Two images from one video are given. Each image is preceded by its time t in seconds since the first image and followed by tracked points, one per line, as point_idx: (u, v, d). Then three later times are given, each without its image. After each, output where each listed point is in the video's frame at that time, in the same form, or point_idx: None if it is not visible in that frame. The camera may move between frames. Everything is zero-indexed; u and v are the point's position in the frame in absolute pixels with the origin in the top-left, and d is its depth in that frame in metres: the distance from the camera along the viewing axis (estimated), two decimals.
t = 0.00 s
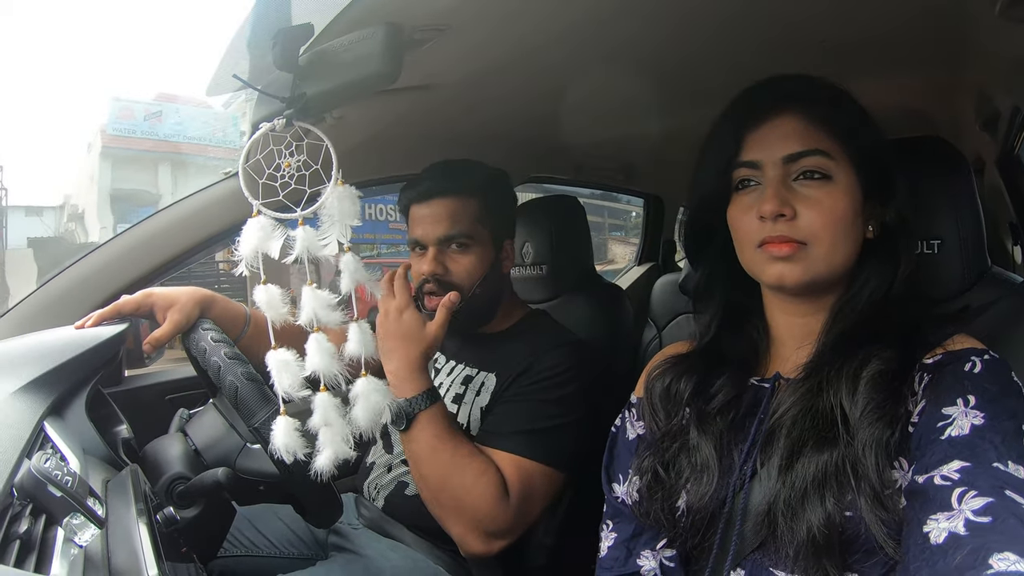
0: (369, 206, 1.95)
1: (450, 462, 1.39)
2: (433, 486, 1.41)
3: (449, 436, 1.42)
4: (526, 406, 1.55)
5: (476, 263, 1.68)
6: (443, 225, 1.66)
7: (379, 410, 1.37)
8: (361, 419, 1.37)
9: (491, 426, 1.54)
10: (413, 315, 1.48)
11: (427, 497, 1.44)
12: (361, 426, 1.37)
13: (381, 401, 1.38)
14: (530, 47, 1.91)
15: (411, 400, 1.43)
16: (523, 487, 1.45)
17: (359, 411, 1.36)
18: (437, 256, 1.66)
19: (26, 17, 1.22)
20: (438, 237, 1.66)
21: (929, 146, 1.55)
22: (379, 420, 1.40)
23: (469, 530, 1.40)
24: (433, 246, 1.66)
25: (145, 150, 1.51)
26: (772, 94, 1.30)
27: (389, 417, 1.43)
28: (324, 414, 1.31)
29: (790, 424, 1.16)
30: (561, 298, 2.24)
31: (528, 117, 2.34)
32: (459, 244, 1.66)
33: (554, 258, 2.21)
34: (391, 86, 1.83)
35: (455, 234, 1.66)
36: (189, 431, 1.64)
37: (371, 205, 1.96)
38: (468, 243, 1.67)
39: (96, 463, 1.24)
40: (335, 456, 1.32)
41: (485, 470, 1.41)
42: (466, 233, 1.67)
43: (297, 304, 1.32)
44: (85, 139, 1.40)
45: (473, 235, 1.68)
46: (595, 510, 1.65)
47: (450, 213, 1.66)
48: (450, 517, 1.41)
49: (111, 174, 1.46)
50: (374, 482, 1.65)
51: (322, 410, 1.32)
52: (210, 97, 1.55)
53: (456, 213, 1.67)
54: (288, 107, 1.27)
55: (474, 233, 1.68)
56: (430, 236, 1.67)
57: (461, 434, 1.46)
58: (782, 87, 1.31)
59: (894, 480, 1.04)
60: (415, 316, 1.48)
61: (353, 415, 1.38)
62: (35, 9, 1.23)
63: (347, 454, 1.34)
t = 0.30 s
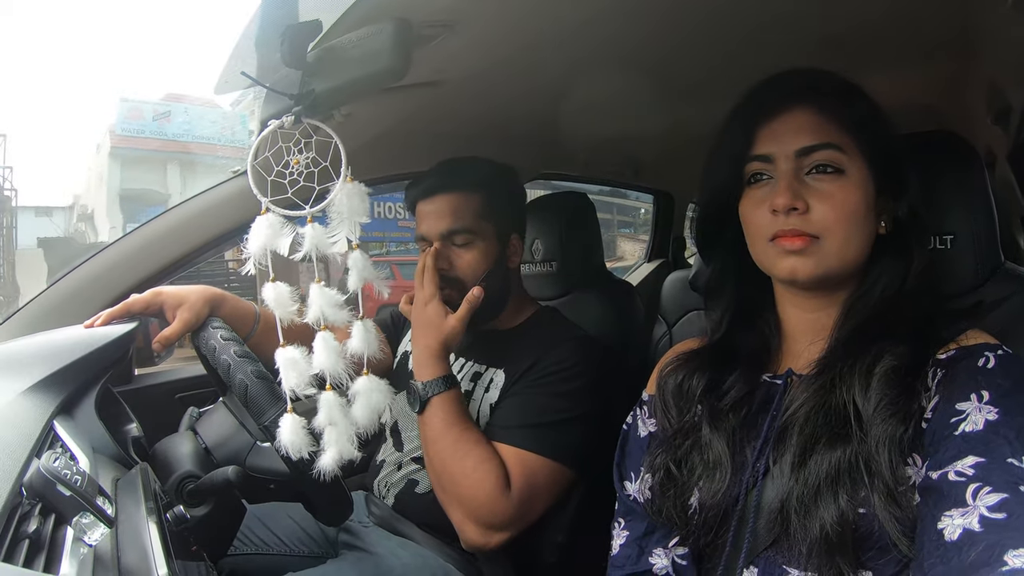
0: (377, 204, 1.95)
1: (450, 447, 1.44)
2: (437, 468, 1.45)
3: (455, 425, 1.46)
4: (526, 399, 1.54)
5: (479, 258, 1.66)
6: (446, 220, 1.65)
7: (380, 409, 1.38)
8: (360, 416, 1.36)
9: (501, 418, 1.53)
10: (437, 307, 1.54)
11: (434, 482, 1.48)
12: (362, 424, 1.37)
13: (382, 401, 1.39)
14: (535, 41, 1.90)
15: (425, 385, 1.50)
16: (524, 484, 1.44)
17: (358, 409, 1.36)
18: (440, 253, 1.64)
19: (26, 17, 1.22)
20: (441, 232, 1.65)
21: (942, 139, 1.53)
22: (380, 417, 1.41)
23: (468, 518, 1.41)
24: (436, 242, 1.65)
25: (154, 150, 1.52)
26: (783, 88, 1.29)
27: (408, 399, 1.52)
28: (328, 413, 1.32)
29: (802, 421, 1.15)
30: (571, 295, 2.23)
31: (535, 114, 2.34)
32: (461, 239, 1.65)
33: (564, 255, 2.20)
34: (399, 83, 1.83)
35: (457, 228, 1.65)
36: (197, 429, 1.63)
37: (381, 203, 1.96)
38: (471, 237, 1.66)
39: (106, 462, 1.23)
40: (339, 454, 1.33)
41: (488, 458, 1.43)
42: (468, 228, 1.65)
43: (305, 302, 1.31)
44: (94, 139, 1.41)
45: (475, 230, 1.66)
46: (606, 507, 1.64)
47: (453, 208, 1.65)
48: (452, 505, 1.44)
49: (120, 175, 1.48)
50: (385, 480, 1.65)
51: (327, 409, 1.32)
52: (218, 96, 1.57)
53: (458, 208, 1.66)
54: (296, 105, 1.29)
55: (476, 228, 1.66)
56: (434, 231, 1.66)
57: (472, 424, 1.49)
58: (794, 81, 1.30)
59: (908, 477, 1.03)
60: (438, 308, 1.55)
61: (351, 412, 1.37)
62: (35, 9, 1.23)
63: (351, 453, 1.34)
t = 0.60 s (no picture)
0: (386, 201, 1.96)
1: (459, 447, 1.44)
2: (445, 468, 1.46)
3: (463, 425, 1.47)
4: (533, 398, 1.54)
5: (485, 250, 1.69)
6: (454, 212, 1.69)
7: (389, 408, 1.40)
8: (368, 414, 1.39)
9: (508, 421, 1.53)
10: (437, 309, 1.55)
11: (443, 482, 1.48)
12: (370, 421, 1.39)
13: (393, 399, 1.42)
14: (541, 38, 1.90)
15: (431, 387, 1.49)
16: (531, 480, 1.44)
17: (368, 406, 1.38)
18: (448, 244, 1.68)
19: (25, 17, 1.22)
20: (449, 224, 1.69)
21: (950, 136, 1.52)
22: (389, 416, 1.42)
23: (477, 516, 1.42)
24: (443, 234, 1.69)
25: (161, 148, 1.52)
26: (792, 85, 1.29)
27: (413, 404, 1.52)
28: (335, 409, 1.34)
29: (810, 420, 1.14)
30: (578, 292, 2.23)
31: (541, 112, 2.33)
32: (469, 230, 1.69)
33: (570, 252, 2.20)
34: (407, 80, 1.83)
35: (464, 220, 1.69)
36: (206, 426, 1.65)
37: (388, 200, 1.97)
38: (479, 229, 1.69)
39: (115, 459, 1.24)
40: (347, 451, 1.34)
41: (495, 456, 1.44)
42: (476, 221, 1.69)
43: (313, 300, 1.32)
44: (101, 137, 1.41)
45: (482, 222, 1.70)
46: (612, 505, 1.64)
47: (459, 201, 1.69)
48: (461, 502, 1.45)
49: (127, 171, 1.47)
50: (392, 478, 1.67)
51: (335, 406, 1.35)
52: (225, 94, 1.56)
53: (465, 202, 1.69)
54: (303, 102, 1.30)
55: (483, 220, 1.70)
56: (442, 223, 1.70)
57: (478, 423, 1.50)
58: (802, 79, 1.29)
59: (915, 475, 1.03)
60: (439, 310, 1.56)
61: (362, 409, 1.39)
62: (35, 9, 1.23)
63: (359, 450, 1.35)
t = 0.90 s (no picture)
0: (388, 199, 1.98)
1: (470, 469, 1.41)
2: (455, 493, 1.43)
3: (466, 448, 1.43)
4: (535, 406, 1.55)
5: (503, 248, 1.70)
6: (472, 210, 1.70)
7: (396, 404, 1.33)
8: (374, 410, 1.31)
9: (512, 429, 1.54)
10: (411, 328, 1.42)
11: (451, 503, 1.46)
12: (377, 418, 1.31)
13: (399, 395, 1.34)
14: (544, 37, 1.91)
15: (421, 416, 1.41)
16: (545, 487, 1.47)
17: (373, 402, 1.31)
18: (466, 241, 1.69)
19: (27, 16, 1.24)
20: (467, 221, 1.70)
21: (953, 136, 1.52)
22: (397, 412, 1.36)
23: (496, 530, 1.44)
24: (461, 231, 1.70)
25: (164, 147, 1.53)
26: (796, 85, 1.29)
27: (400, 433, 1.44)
28: (342, 406, 1.26)
29: (813, 420, 1.14)
30: (581, 291, 2.23)
31: (543, 111, 2.34)
32: (487, 227, 1.70)
33: (573, 251, 2.20)
34: (411, 79, 1.84)
35: (483, 218, 1.70)
36: (209, 424, 1.67)
37: (391, 198, 1.97)
38: (496, 226, 1.71)
39: (118, 456, 1.24)
40: (354, 447, 1.27)
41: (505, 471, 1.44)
42: (494, 218, 1.71)
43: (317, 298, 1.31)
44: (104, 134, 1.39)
45: (499, 219, 1.71)
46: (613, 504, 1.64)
47: (480, 199, 1.71)
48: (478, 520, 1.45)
49: (131, 170, 1.48)
50: (395, 475, 1.68)
51: (342, 402, 1.26)
52: (229, 93, 1.54)
53: (485, 200, 1.71)
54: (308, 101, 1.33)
55: (501, 217, 1.72)
56: (459, 220, 1.71)
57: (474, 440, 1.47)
58: (807, 79, 1.29)
59: (918, 476, 1.03)
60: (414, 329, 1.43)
61: (367, 407, 1.32)
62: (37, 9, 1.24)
63: (367, 446, 1.29)
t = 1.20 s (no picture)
0: (387, 199, 2.00)
1: (482, 485, 1.40)
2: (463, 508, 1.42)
3: (474, 465, 1.41)
4: (536, 411, 1.54)
5: (513, 252, 1.70)
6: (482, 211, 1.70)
7: (391, 405, 1.29)
8: (369, 411, 1.27)
9: (515, 433, 1.52)
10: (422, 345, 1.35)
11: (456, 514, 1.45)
12: (371, 420, 1.29)
13: (394, 396, 1.30)
14: (544, 38, 1.91)
15: (427, 433, 1.37)
16: (552, 492, 1.48)
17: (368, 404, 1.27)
18: (475, 242, 1.68)
19: (26, 16, 1.24)
20: (477, 222, 1.69)
21: (953, 138, 1.52)
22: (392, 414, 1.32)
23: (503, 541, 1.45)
24: (471, 231, 1.69)
25: (163, 146, 1.55)
26: (796, 86, 1.29)
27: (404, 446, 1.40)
28: (337, 408, 1.25)
29: (811, 420, 1.14)
30: (580, 291, 2.24)
31: (543, 111, 2.34)
32: (496, 229, 1.70)
33: (573, 252, 2.20)
34: (411, 79, 1.84)
35: (494, 220, 1.70)
36: (207, 423, 1.65)
37: (390, 198, 1.98)
38: (505, 229, 1.71)
39: (116, 455, 1.24)
40: (347, 450, 1.28)
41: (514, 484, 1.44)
42: (504, 220, 1.71)
43: (316, 297, 1.31)
44: (103, 134, 1.42)
45: (509, 223, 1.71)
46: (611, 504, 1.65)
47: (492, 201, 1.70)
48: (484, 531, 1.45)
49: (130, 169, 1.49)
50: (394, 475, 1.70)
51: (336, 404, 1.26)
52: (228, 92, 1.57)
53: (498, 201, 1.71)
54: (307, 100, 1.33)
55: (510, 220, 1.72)
56: (467, 220, 1.70)
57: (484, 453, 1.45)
58: (807, 79, 1.29)
59: (917, 477, 1.03)
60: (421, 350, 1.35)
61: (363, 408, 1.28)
62: (37, 9, 1.25)
63: (359, 449, 1.29)
